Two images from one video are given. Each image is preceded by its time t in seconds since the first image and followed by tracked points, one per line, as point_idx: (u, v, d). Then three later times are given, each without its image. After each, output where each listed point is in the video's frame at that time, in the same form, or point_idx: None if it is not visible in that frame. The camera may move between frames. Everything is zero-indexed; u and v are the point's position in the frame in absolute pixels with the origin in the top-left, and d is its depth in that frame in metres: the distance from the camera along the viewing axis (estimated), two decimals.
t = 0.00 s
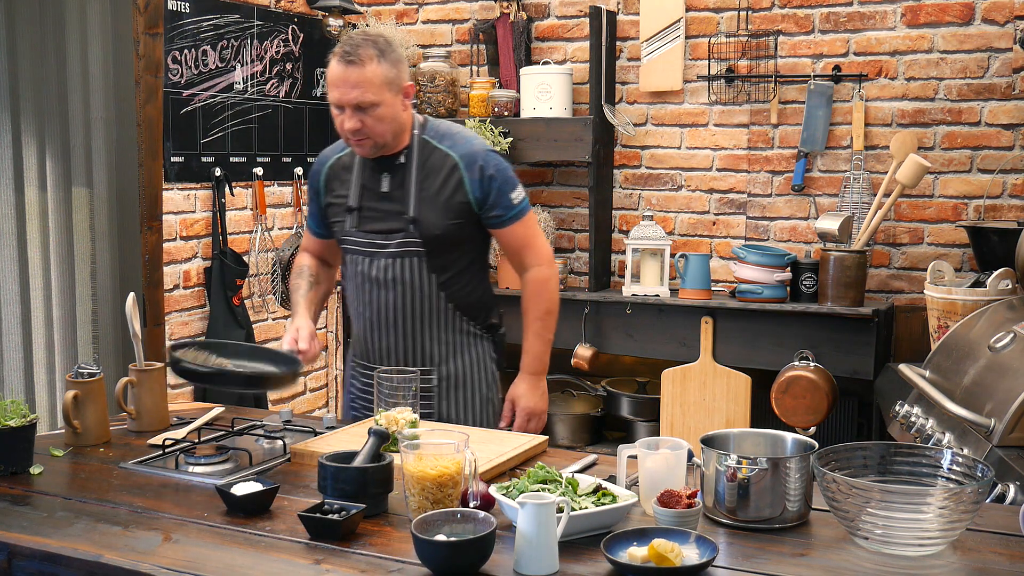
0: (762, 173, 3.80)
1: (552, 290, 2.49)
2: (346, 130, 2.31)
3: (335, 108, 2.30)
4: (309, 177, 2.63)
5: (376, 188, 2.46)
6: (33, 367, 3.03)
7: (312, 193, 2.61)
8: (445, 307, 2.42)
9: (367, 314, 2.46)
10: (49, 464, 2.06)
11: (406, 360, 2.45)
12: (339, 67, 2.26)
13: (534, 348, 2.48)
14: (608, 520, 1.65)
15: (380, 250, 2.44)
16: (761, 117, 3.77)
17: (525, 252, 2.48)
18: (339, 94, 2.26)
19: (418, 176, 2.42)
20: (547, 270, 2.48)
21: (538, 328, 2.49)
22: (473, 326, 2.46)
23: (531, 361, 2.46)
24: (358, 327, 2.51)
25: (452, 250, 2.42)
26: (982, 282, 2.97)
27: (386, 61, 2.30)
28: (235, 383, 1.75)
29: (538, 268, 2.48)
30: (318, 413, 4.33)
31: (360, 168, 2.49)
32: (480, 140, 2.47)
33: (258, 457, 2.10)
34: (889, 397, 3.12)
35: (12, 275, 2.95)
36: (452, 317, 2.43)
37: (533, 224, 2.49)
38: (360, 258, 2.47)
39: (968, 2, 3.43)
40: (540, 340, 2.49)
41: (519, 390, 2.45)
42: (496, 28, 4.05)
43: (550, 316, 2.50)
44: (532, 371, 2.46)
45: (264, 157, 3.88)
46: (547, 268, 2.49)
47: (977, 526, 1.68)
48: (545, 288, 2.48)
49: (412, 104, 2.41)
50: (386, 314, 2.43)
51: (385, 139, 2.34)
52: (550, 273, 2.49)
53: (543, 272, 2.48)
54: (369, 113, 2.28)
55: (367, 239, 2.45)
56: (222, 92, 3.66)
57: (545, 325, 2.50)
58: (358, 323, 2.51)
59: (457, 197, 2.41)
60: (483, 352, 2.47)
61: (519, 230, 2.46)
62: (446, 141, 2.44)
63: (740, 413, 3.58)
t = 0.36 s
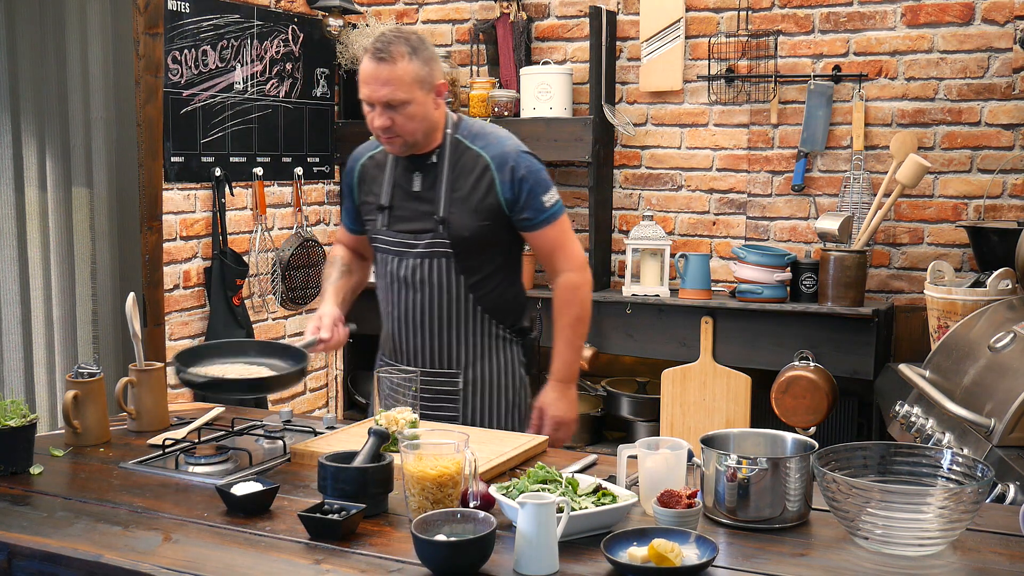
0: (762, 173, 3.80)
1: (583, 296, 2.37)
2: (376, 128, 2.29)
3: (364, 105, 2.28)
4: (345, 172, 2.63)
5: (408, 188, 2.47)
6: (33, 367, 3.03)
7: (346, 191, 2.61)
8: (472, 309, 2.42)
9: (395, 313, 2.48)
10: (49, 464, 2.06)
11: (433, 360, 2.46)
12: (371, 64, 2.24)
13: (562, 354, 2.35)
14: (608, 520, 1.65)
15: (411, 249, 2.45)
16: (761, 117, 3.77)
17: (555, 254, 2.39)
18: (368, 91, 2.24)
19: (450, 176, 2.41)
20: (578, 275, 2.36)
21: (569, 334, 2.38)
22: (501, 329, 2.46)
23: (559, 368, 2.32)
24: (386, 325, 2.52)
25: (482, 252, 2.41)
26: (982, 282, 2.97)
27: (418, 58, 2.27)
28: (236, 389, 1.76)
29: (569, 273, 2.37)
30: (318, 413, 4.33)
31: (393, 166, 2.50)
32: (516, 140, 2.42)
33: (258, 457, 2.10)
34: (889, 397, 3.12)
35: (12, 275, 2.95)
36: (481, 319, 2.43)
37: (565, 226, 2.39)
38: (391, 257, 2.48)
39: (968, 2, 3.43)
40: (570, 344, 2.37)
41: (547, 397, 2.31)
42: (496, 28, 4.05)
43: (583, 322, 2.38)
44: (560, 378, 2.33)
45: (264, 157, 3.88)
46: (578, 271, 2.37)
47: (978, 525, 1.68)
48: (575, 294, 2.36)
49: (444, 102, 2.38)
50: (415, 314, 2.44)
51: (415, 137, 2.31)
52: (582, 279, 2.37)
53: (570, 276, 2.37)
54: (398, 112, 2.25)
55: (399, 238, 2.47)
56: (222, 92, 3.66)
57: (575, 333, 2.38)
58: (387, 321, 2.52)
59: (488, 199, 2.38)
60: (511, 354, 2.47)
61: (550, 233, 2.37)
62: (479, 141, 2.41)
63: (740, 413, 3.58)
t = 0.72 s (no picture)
0: (762, 173, 3.80)
1: (609, 304, 2.43)
2: (400, 130, 2.30)
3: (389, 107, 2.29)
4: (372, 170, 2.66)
5: (431, 189, 2.48)
6: (33, 367, 3.03)
7: (371, 188, 2.64)
8: (490, 313, 2.43)
9: (414, 314, 2.49)
10: (50, 464, 2.06)
11: (448, 364, 2.46)
12: (397, 65, 2.24)
13: (592, 364, 2.45)
14: (608, 520, 1.65)
15: (430, 251, 2.46)
16: (761, 117, 3.77)
17: (580, 262, 2.42)
18: (393, 94, 2.25)
19: (472, 179, 2.42)
20: (602, 284, 2.41)
21: (595, 344, 2.46)
22: (518, 333, 2.47)
23: (588, 380, 2.44)
24: (405, 325, 2.54)
25: (500, 256, 2.41)
26: (982, 282, 2.97)
27: (444, 61, 2.27)
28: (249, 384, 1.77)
29: (594, 282, 2.41)
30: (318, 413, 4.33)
31: (417, 167, 2.51)
32: (543, 144, 2.42)
33: (258, 457, 2.10)
34: (889, 397, 3.12)
35: (12, 275, 2.95)
36: (499, 323, 2.44)
37: (590, 234, 2.43)
38: (411, 257, 2.49)
39: (968, 2, 3.44)
40: (597, 353, 2.45)
41: (578, 408, 2.44)
42: (496, 28, 4.05)
43: (609, 331, 2.45)
44: (591, 389, 2.44)
45: (264, 157, 3.88)
46: (603, 282, 2.42)
47: (978, 526, 1.68)
48: (601, 302, 2.42)
49: (470, 105, 2.38)
50: (432, 315, 2.45)
51: (438, 140, 2.32)
52: (607, 287, 2.42)
53: (595, 286, 2.42)
54: (422, 114, 2.26)
55: (418, 239, 2.48)
56: (221, 92, 3.66)
57: (601, 341, 2.46)
58: (405, 322, 2.53)
59: (510, 203, 2.39)
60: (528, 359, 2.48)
61: (574, 240, 2.40)
62: (505, 145, 2.42)
63: (740, 413, 3.58)
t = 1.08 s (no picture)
0: (762, 173, 3.80)
1: (614, 305, 2.46)
2: (410, 128, 2.30)
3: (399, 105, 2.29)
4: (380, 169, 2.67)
5: (441, 187, 2.49)
6: (33, 367, 3.03)
7: (380, 187, 2.65)
8: (499, 312, 2.43)
9: (423, 312, 2.48)
10: (50, 464, 2.06)
11: (456, 363, 2.45)
12: (406, 64, 2.24)
13: (591, 365, 2.45)
14: (608, 520, 1.65)
15: (440, 250, 2.46)
16: (761, 117, 3.77)
17: (587, 261, 2.45)
18: (404, 92, 2.25)
19: (483, 177, 2.43)
20: (610, 284, 2.45)
21: (597, 346, 2.47)
22: (527, 334, 2.46)
23: (588, 382, 2.45)
24: (413, 324, 2.54)
25: (510, 256, 2.42)
26: (982, 282, 2.97)
27: (454, 59, 2.27)
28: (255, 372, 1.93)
29: (601, 283, 2.45)
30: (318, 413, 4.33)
31: (427, 165, 2.52)
32: (553, 144, 2.45)
33: (258, 457, 2.10)
34: (889, 397, 3.12)
35: (12, 275, 2.95)
36: (508, 323, 2.44)
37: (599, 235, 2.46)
38: (420, 256, 2.50)
39: (968, 2, 3.44)
40: (598, 355, 2.47)
41: (574, 408, 2.45)
42: (496, 28, 4.05)
43: (611, 333, 2.48)
44: (590, 391, 2.45)
45: (264, 157, 3.88)
46: (610, 282, 2.46)
47: (978, 526, 1.68)
48: (608, 303, 2.45)
49: (480, 103, 2.38)
50: (441, 314, 2.45)
51: (448, 137, 2.32)
52: (613, 288, 2.46)
53: (602, 286, 2.45)
54: (431, 112, 2.26)
55: (428, 238, 2.48)
56: (221, 92, 3.66)
57: (604, 343, 2.48)
58: (413, 321, 2.53)
59: (521, 200, 2.40)
60: (537, 361, 2.47)
61: (584, 239, 2.43)
62: (516, 143, 2.44)
63: (740, 413, 3.58)
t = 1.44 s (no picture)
0: (761, 173, 3.80)
1: (607, 303, 2.46)
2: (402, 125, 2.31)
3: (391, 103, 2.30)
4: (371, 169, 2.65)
5: (433, 184, 2.48)
6: (33, 368, 3.03)
7: (369, 186, 2.63)
8: (493, 309, 2.43)
9: (416, 310, 2.48)
10: (49, 464, 2.06)
11: (450, 360, 2.45)
12: (398, 62, 2.27)
13: (589, 365, 2.47)
14: (608, 520, 1.65)
15: (433, 247, 2.46)
16: (761, 117, 3.77)
17: (579, 259, 2.45)
18: (395, 89, 2.26)
19: (475, 174, 2.43)
20: (602, 282, 2.44)
21: (592, 343, 2.48)
22: (520, 331, 2.47)
23: (586, 379, 2.46)
24: (405, 322, 2.53)
25: (504, 252, 2.42)
26: (982, 282, 2.97)
27: (444, 56, 2.28)
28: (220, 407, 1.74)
29: (592, 281, 2.44)
30: (318, 413, 4.33)
31: (419, 162, 2.51)
32: (544, 141, 2.46)
33: (258, 457, 2.10)
34: (889, 397, 3.12)
35: (12, 275, 2.95)
36: (501, 320, 2.44)
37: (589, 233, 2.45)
38: (413, 253, 2.49)
39: (968, 2, 3.44)
40: (593, 353, 2.47)
41: (575, 408, 2.46)
42: (496, 28, 4.05)
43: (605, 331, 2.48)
44: (589, 389, 2.46)
45: (264, 157, 3.88)
46: (601, 280, 2.45)
47: (978, 525, 1.68)
48: (599, 301, 2.45)
49: (471, 101, 2.40)
50: (434, 311, 2.45)
51: (440, 133, 2.33)
52: (606, 286, 2.45)
53: (594, 284, 2.44)
54: (422, 108, 2.26)
55: (421, 235, 2.48)
56: (221, 92, 3.66)
57: (599, 341, 2.48)
58: (406, 319, 2.53)
59: (513, 198, 2.40)
60: (530, 358, 2.47)
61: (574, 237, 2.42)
62: (508, 141, 2.44)
63: (740, 413, 3.58)
